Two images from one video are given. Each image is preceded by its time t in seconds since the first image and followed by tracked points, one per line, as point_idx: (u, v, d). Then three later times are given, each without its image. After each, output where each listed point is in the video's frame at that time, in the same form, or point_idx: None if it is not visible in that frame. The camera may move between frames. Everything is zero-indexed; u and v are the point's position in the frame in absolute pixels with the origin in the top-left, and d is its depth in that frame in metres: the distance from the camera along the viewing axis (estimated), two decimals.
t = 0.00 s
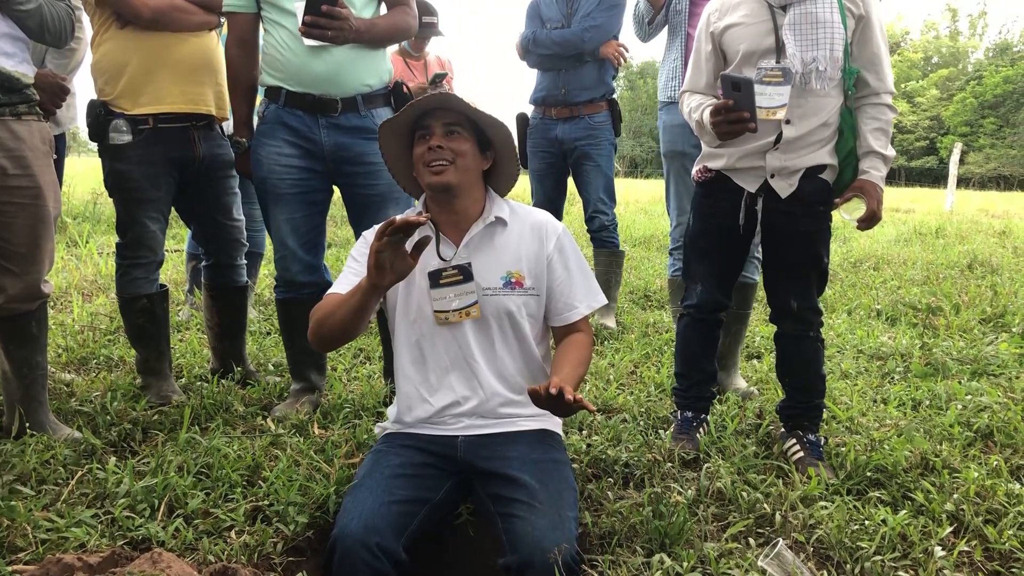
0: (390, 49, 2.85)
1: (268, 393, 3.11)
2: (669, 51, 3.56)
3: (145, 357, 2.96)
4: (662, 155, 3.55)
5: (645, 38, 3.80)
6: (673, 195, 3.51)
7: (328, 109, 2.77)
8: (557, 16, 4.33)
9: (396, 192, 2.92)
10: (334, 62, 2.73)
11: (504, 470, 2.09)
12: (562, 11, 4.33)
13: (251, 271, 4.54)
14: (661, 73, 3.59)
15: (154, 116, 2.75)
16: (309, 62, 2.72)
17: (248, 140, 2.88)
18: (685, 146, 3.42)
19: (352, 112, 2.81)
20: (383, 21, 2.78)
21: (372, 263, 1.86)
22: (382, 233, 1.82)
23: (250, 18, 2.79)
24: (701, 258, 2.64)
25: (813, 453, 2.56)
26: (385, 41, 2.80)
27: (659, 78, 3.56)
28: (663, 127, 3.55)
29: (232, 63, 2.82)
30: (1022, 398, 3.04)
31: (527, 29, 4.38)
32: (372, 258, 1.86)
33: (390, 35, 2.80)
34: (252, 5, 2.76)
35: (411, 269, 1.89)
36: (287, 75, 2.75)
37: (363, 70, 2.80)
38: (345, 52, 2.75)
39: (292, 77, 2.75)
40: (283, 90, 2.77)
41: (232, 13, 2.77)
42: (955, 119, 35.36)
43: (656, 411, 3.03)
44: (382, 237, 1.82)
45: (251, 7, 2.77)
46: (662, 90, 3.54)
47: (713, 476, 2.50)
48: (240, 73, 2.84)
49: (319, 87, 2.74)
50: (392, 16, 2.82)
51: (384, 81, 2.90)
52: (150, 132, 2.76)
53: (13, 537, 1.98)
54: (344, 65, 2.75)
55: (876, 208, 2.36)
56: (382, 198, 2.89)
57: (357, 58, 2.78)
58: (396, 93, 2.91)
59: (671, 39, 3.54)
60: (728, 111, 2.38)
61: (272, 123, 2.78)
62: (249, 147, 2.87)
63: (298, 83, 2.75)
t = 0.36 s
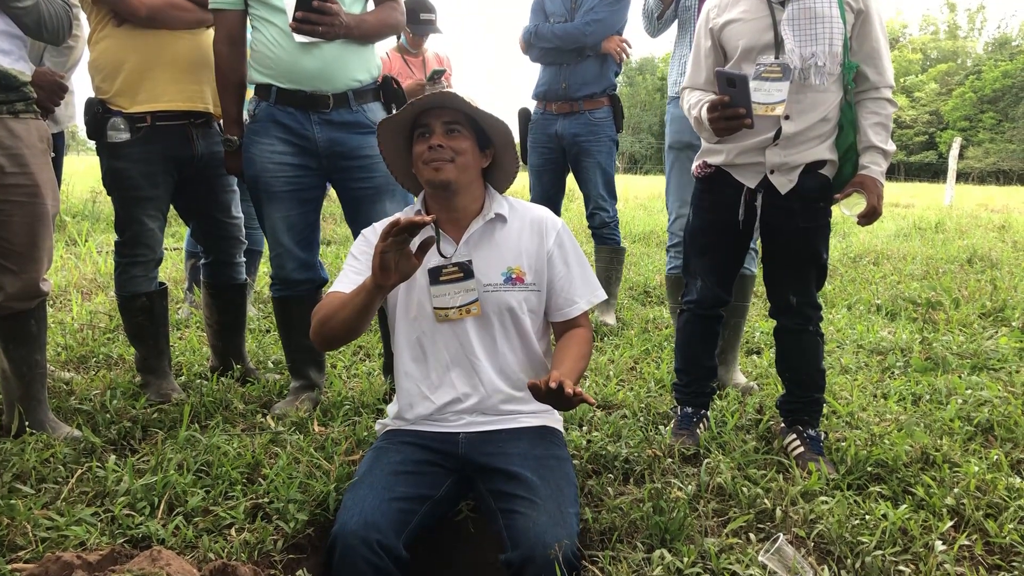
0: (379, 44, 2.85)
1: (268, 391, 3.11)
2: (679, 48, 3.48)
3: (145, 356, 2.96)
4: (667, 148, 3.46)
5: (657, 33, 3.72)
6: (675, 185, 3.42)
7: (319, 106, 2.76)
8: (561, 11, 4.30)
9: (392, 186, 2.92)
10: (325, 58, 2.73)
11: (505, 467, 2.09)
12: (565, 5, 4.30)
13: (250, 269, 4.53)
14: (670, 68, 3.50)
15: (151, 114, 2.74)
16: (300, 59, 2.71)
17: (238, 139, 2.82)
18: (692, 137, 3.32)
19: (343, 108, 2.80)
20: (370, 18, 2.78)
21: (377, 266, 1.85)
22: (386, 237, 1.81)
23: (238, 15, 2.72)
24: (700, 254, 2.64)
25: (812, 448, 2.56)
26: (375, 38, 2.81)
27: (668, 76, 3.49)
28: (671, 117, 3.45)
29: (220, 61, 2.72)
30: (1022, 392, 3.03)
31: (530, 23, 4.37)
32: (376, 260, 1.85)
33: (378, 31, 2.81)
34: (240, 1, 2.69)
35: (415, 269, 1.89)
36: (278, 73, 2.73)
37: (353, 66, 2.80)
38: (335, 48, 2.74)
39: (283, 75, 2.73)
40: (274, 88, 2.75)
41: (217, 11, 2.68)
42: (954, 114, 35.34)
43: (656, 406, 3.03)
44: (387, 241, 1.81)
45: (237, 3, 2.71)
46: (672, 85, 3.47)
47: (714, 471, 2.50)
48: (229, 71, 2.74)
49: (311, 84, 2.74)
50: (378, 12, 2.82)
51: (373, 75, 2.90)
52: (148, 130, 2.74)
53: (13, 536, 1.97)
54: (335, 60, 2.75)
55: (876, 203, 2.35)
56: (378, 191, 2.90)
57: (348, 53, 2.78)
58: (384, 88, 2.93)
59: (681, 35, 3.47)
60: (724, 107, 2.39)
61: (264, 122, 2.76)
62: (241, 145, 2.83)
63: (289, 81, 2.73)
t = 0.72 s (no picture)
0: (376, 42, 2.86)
1: (267, 389, 3.11)
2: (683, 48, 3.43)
3: (144, 354, 2.96)
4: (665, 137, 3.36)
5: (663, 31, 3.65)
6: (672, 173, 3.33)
7: (317, 102, 2.76)
8: (561, 8, 4.29)
9: (392, 182, 2.93)
10: (321, 55, 2.74)
11: (505, 464, 2.09)
12: (565, 3, 4.30)
13: (249, 267, 4.53)
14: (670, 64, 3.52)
15: (150, 112, 2.74)
16: (297, 56, 2.71)
17: (236, 136, 2.82)
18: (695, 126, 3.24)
19: (342, 104, 2.81)
20: (368, 14, 2.80)
21: (384, 263, 1.86)
22: (394, 235, 1.81)
23: (234, 11, 2.71)
24: (700, 252, 2.64)
25: (811, 446, 2.56)
26: (370, 35, 2.81)
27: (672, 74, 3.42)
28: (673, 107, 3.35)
29: (219, 59, 2.72)
30: (1021, 390, 3.04)
31: (529, 19, 4.36)
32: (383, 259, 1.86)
33: (375, 28, 2.83)
34: None
35: (420, 267, 1.88)
36: (276, 71, 2.73)
37: (351, 63, 2.81)
38: (332, 45, 2.75)
39: (281, 72, 2.72)
40: (272, 85, 2.75)
41: (214, 9, 2.68)
42: (954, 112, 35.32)
43: (655, 404, 3.03)
44: (395, 239, 1.81)
45: None
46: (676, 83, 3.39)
47: (712, 469, 2.50)
48: (228, 69, 2.73)
49: (309, 81, 2.74)
50: (375, 10, 2.83)
51: (370, 72, 2.92)
52: (147, 128, 2.74)
53: (13, 534, 1.98)
54: (332, 57, 2.75)
55: (874, 201, 2.35)
56: (378, 186, 2.90)
57: (345, 51, 2.79)
58: (381, 86, 2.94)
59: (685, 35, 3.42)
60: (722, 104, 2.39)
61: (263, 119, 2.76)
62: (239, 143, 2.83)
63: (288, 78, 2.73)
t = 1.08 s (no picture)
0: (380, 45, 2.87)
1: (265, 390, 3.11)
2: (665, 50, 3.43)
3: (142, 354, 2.96)
4: (654, 149, 3.37)
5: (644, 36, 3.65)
6: (660, 188, 3.32)
7: (320, 104, 2.77)
8: (559, 11, 4.31)
9: (390, 185, 2.93)
10: (325, 56, 2.74)
11: (501, 465, 2.09)
12: (563, 6, 4.30)
13: (247, 267, 4.54)
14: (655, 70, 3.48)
15: (150, 113, 2.74)
16: (301, 56, 2.72)
17: (238, 135, 2.82)
18: (679, 138, 3.26)
19: (344, 107, 2.81)
20: (372, 16, 2.80)
21: (415, 266, 1.84)
22: (431, 238, 1.81)
23: (239, 11, 2.72)
24: (698, 255, 2.64)
25: (808, 449, 2.57)
26: (374, 37, 2.82)
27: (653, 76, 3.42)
28: (657, 119, 3.37)
29: (223, 59, 2.72)
30: (1017, 393, 3.05)
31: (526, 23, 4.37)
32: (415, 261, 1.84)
33: (378, 31, 2.82)
34: None
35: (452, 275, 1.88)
36: (279, 71, 2.74)
37: (355, 65, 2.82)
38: (336, 47, 2.76)
39: (285, 73, 2.73)
40: (275, 86, 2.75)
41: (221, 8, 2.70)
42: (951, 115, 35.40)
43: (652, 406, 3.03)
44: (431, 243, 1.80)
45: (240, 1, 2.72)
46: (658, 86, 3.38)
47: (709, 471, 2.51)
48: (231, 70, 2.74)
49: (313, 82, 2.74)
50: (380, 13, 2.83)
51: (375, 76, 2.92)
52: (146, 129, 2.75)
53: (11, 534, 1.98)
54: (336, 60, 2.76)
55: (872, 205, 2.35)
56: (375, 192, 2.90)
57: (349, 53, 2.80)
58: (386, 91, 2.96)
59: (667, 36, 3.41)
60: (722, 108, 2.40)
61: (266, 119, 2.76)
62: (241, 143, 2.83)
63: (291, 78, 2.73)
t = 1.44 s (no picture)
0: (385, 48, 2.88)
1: (262, 392, 3.11)
2: (644, 53, 3.39)
3: (140, 355, 2.95)
4: (640, 157, 3.38)
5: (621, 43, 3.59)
6: (650, 194, 3.35)
7: (323, 106, 2.77)
8: (559, 15, 4.32)
9: (392, 188, 2.93)
10: (328, 59, 2.75)
11: (500, 468, 2.10)
12: (564, 9, 4.32)
13: (244, 269, 4.53)
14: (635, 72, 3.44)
15: (149, 114, 2.75)
16: (305, 58, 2.73)
17: (242, 136, 2.86)
18: (663, 145, 3.26)
19: (347, 109, 2.81)
20: (377, 20, 2.81)
21: (473, 280, 1.84)
22: (495, 256, 1.84)
23: (249, 15, 2.75)
24: (696, 258, 2.65)
25: (805, 453, 2.57)
26: (379, 40, 2.83)
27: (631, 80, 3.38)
28: (638, 126, 3.37)
29: (232, 61, 2.78)
30: (1013, 398, 3.06)
31: (527, 25, 4.39)
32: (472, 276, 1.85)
33: (385, 35, 2.84)
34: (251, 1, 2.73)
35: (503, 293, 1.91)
36: (282, 73, 2.74)
37: (359, 69, 2.82)
38: (339, 50, 2.76)
39: (288, 74, 2.74)
40: (280, 87, 2.77)
41: (230, 11, 2.74)
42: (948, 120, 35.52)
43: (650, 410, 3.03)
44: (496, 260, 1.83)
45: (249, 4, 2.75)
46: (636, 91, 3.34)
47: (707, 476, 2.51)
48: (238, 71, 2.80)
49: (316, 84, 2.75)
50: (386, 16, 2.84)
51: (379, 80, 2.92)
52: (145, 130, 2.75)
53: (8, 535, 1.97)
54: (340, 63, 2.77)
55: (869, 211, 2.36)
56: (376, 195, 2.89)
57: (353, 56, 2.80)
58: (391, 94, 2.97)
59: (645, 41, 3.38)
60: (721, 112, 2.40)
61: (268, 121, 2.77)
62: (245, 144, 2.85)
63: (294, 80, 2.74)
